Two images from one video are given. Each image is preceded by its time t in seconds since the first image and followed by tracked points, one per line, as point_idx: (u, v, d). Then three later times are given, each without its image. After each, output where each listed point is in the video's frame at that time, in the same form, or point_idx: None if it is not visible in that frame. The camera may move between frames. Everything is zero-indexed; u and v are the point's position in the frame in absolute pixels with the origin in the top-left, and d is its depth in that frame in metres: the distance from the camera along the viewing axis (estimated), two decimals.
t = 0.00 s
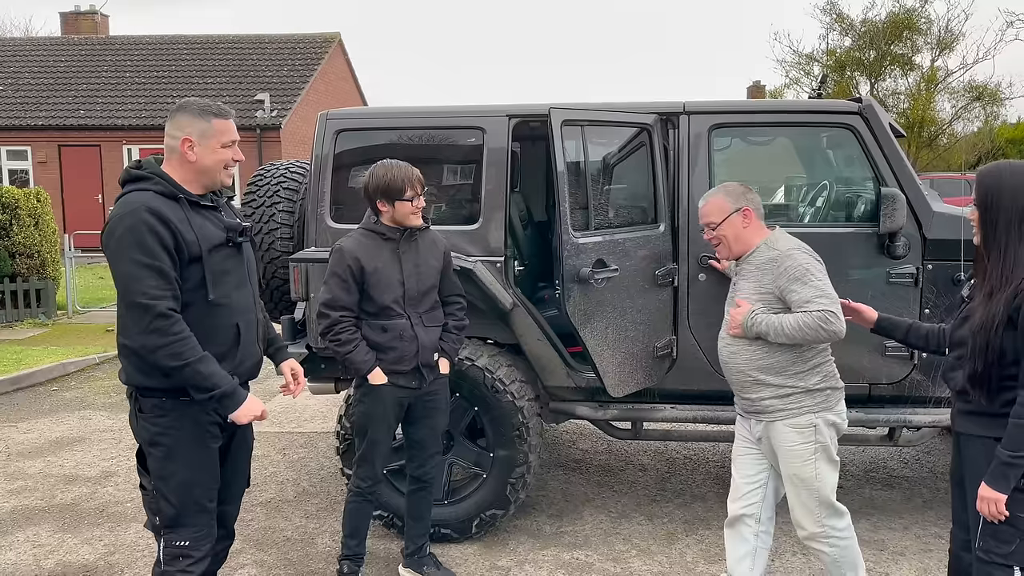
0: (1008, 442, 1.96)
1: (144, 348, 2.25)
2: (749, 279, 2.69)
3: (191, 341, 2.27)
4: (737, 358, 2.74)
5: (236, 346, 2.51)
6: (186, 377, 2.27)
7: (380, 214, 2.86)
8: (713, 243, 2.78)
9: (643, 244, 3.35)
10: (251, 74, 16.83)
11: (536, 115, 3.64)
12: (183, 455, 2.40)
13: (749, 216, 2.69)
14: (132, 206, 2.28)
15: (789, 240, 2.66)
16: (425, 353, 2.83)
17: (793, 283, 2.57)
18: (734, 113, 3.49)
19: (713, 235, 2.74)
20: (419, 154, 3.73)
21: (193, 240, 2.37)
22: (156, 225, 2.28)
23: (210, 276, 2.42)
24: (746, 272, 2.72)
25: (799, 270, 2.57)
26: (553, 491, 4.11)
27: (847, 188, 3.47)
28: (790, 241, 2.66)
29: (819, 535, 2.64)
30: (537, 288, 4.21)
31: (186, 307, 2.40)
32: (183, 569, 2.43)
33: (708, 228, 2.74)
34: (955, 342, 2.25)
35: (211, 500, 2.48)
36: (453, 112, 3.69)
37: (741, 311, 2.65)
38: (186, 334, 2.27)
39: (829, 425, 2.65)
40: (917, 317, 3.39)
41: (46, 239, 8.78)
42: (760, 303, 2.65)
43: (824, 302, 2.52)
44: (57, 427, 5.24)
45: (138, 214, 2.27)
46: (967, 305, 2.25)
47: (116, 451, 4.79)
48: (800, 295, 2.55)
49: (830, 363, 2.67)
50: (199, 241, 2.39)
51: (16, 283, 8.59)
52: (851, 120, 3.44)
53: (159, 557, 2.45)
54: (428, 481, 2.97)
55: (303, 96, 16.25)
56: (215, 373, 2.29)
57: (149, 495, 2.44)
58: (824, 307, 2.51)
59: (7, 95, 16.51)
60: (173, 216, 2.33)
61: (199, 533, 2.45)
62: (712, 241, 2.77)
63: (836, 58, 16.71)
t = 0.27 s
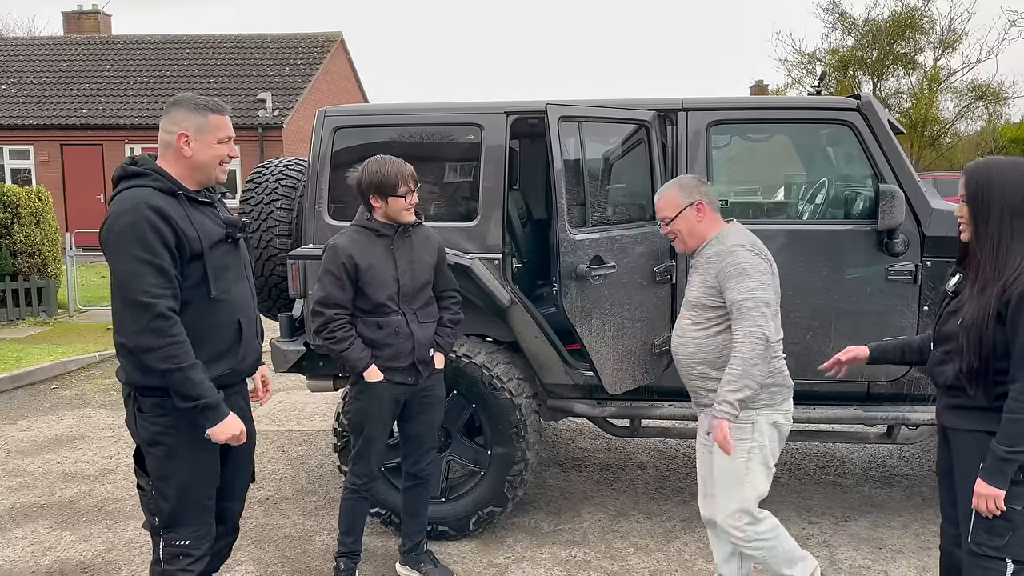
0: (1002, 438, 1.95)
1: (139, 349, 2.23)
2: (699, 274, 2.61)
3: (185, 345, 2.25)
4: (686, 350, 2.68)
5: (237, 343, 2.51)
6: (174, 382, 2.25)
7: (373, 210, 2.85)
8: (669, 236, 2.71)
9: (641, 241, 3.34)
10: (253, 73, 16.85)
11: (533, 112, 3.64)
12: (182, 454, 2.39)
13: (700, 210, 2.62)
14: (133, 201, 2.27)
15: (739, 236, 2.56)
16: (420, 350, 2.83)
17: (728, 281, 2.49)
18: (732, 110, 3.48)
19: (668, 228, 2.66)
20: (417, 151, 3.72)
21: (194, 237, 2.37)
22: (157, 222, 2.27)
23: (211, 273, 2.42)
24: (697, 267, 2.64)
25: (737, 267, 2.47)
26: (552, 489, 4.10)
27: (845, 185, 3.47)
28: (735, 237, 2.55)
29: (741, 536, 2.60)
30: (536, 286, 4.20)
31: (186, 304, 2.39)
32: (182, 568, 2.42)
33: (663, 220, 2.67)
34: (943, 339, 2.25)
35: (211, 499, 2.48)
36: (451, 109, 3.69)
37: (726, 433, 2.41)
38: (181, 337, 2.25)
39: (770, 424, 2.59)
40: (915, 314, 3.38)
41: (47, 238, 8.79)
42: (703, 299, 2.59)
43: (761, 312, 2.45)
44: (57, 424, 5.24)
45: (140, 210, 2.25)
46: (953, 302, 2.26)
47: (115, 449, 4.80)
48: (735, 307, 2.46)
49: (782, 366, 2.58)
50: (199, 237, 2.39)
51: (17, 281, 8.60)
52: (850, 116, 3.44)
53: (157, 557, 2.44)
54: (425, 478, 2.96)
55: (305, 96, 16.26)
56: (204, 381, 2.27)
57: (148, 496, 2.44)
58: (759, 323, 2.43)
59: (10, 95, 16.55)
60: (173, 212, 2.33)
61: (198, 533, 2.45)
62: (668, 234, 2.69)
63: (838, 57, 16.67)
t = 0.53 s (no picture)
0: (993, 431, 1.99)
1: (117, 352, 2.21)
2: (655, 282, 2.44)
3: (160, 352, 2.24)
4: (639, 359, 2.52)
5: (235, 342, 2.52)
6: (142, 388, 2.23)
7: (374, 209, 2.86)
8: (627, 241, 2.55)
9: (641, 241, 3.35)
10: (255, 74, 16.88)
11: (533, 112, 3.64)
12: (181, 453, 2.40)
13: (657, 214, 2.45)
14: (129, 201, 2.28)
15: (695, 243, 2.39)
16: (420, 349, 2.83)
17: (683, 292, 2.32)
18: (732, 110, 3.49)
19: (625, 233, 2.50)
20: (418, 151, 3.73)
21: (190, 237, 2.38)
22: (150, 222, 2.27)
23: (206, 273, 2.42)
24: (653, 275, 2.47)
25: (692, 276, 2.31)
26: (552, 489, 4.11)
27: (845, 185, 3.47)
28: (692, 244, 2.39)
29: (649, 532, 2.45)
30: (536, 286, 4.20)
31: (182, 304, 2.40)
32: (181, 568, 2.43)
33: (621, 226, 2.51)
34: (936, 335, 2.30)
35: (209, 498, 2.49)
36: (452, 109, 3.70)
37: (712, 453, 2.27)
38: (159, 343, 2.23)
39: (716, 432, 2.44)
40: (915, 314, 3.38)
41: (49, 238, 8.81)
42: (657, 307, 2.44)
43: (719, 322, 2.28)
44: (58, 424, 5.25)
45: (134, 210, 2.26)
46: (946, 299, 2.30)
47: (116, 448, 4.81)
48: (693, 318, 2.29)
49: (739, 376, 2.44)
50: (196, 238, 2.40)
51: (19, 281, 8.62)
52: (849, 116, 3.45)
53: (156, 557, 2.45)
54: (424, 477, 2.97)
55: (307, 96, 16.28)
56: (173, 391, 2.25)
57: (147, 496, 2.45)
58: (719, 333, 2.27)
59: (12, 95, 16.58)
60: (169, 213, 2.34)
61: (196, 532, 2.46)
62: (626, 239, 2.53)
63: (840, 57, 16.66)
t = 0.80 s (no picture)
0: (992, 426, 2.01)
1: (114, 352, 2.22)
2: (599, 288, 2.41)
3: (156, 352, 2.24)
4: (581, 365, 2.53)
5: (231, 341, 2.52)
6: (141, 387, 2.23)
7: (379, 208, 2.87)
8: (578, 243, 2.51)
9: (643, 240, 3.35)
10: (257, 73, 16.88)
11: (536, 112, 3.64)
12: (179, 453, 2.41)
13: (602, 219, 2.40)
14: (121, 202, 2.28)
15: (642, 254, 2.34)
16: (424, 348, 2.84)
17: (625, 306, 2.29)
18: (734, 110, 3.49)
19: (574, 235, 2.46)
20: (420, 151, 3.74)
21: (183, 236, 2.38)
22: (142, 222, 2.28)
23: (199, 273, 2.43)
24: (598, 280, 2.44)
25: (633, 291, 2.27)
26: (554, 488, 4.11)
27: (847, 185, 3.48)
28: (639, 255, 2.34)
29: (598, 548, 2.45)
30: (538, 285, 4.22)
31: (177, 304, 2.41)
32: (178, 567, 2.44)
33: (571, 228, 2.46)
34: (933, 336, 2.31)
35: (208, 497, 2.50)
36: (454, 108, 3.70)
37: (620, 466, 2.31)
38: (154, 342, 2.24)
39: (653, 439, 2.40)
40: (917, 315, 3.38)
41: (51, 237, 8.82)
42: (598, 316, 2.42)
43: (657, 342, 2.26)
44: (61, 423, 5.27)
45: (126, 211, 2.27)
46: (941, 300, 2.33)
47: (119, 447, 4.82)
48: (631, 338, 2.27)
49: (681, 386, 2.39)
50: (189, 237, 2.40)
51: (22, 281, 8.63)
52: (851, 116, 3.45)
53: (154, 556, 2.46)
54: (426, 476, 2.98)
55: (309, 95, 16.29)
56: (173, 389, 2.25)
57: (145, 494, 2.47)
58: (654, 355, 2.25)
59: (14, 95, 16.60)
60: (162, 213, 2.34)
61: (194, 531, 2.47)
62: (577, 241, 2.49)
63: (842, 56, 16.64)
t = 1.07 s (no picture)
0: (990, 426, 2.02)
1: (117, 350, 2.23)
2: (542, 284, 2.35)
3: (157, 349, 2.25)
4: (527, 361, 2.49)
5: (232, 340, 2.53)
6: (145, 384, 2.24)
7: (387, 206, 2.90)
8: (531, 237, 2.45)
9: (644, 240, 3.36)
10: (259, 73, 16.91)
11: (538, 112, 3.65)
12: (181, 452, 2.42)
13: (549, 214, 2.32)
14: (121, 201, 2.30)
15: (583, 252, 2.27)
16: (430, 346, 2.85)
17: (555, 304, 2.24)
18: (737, 110, 3.50)
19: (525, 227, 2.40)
20: (423, 151, 3.75)
21: (183, 235, 2.40)
22: (142, 222, 2.29)
23: (199, 272, 2.44)
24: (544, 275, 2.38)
25: (563, 289, 2.22)
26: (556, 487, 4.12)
27: (849, 185, 3.49)
28: (579, 253, 2.27)
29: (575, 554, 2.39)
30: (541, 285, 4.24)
31: (177, 302, 2.42)
32: (180, 564, 2.46)
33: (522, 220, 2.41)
34: (930, 338, 2.32)
35: (211, 495, 2.52)
36: (456, 109, 3.72)
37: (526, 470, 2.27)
38: (155, 340, 2.25)
39: (599, 439, 2.34)
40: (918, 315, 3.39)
41: (55, 236, 8.85)
42: (539, 312, 2.37)
43: (576, 343, 2.20)
44: (65, 421, 5.29)
45: (126, 210, 2.28)
46: (937, 302, 2.33)
47: (123, 446, 4.84)
48: (551, 335, 2.21)
49: (620, 386, 2.35)
50: (189, 236, 2.41)
51: (26, 280, 8.65)
52: (853, 117, 3.46)
53: (158, 553, 2.48)
54: (430, 475, 2.99)
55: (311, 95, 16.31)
56: (177, 385, 2.27)
57: (149, 491, 2.49)
58: (570, 356, 2.19)
59: (17, 94, 16.63)
60: (163, 212, 2.36)
61: (197, 529, 2.48)
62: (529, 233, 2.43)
63: (845, 56, 16.63)
